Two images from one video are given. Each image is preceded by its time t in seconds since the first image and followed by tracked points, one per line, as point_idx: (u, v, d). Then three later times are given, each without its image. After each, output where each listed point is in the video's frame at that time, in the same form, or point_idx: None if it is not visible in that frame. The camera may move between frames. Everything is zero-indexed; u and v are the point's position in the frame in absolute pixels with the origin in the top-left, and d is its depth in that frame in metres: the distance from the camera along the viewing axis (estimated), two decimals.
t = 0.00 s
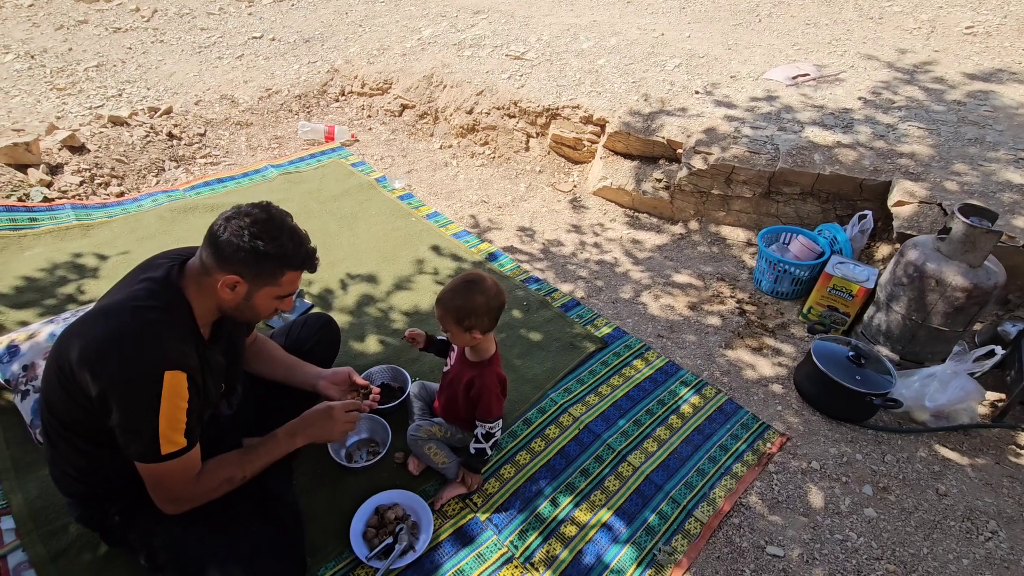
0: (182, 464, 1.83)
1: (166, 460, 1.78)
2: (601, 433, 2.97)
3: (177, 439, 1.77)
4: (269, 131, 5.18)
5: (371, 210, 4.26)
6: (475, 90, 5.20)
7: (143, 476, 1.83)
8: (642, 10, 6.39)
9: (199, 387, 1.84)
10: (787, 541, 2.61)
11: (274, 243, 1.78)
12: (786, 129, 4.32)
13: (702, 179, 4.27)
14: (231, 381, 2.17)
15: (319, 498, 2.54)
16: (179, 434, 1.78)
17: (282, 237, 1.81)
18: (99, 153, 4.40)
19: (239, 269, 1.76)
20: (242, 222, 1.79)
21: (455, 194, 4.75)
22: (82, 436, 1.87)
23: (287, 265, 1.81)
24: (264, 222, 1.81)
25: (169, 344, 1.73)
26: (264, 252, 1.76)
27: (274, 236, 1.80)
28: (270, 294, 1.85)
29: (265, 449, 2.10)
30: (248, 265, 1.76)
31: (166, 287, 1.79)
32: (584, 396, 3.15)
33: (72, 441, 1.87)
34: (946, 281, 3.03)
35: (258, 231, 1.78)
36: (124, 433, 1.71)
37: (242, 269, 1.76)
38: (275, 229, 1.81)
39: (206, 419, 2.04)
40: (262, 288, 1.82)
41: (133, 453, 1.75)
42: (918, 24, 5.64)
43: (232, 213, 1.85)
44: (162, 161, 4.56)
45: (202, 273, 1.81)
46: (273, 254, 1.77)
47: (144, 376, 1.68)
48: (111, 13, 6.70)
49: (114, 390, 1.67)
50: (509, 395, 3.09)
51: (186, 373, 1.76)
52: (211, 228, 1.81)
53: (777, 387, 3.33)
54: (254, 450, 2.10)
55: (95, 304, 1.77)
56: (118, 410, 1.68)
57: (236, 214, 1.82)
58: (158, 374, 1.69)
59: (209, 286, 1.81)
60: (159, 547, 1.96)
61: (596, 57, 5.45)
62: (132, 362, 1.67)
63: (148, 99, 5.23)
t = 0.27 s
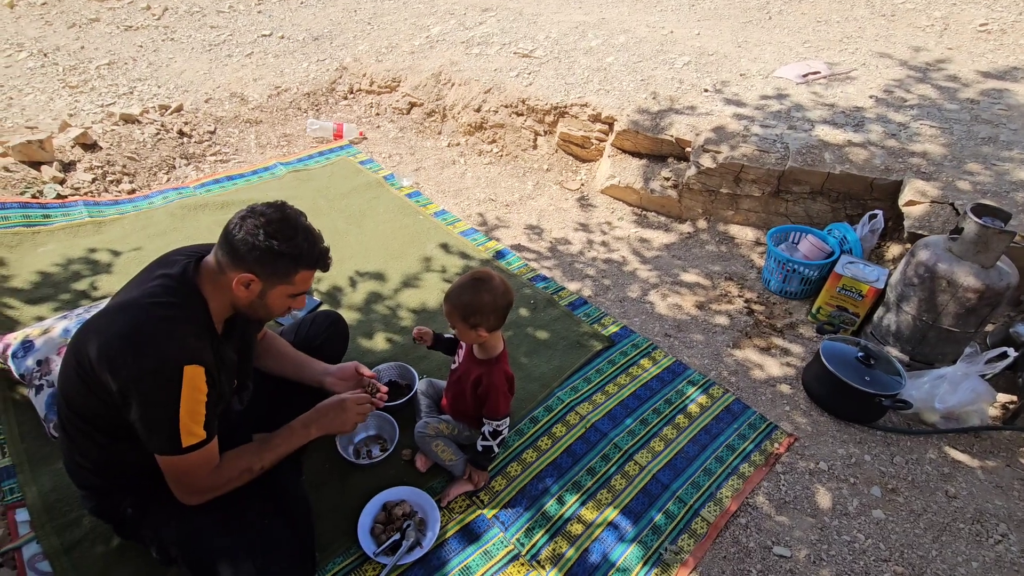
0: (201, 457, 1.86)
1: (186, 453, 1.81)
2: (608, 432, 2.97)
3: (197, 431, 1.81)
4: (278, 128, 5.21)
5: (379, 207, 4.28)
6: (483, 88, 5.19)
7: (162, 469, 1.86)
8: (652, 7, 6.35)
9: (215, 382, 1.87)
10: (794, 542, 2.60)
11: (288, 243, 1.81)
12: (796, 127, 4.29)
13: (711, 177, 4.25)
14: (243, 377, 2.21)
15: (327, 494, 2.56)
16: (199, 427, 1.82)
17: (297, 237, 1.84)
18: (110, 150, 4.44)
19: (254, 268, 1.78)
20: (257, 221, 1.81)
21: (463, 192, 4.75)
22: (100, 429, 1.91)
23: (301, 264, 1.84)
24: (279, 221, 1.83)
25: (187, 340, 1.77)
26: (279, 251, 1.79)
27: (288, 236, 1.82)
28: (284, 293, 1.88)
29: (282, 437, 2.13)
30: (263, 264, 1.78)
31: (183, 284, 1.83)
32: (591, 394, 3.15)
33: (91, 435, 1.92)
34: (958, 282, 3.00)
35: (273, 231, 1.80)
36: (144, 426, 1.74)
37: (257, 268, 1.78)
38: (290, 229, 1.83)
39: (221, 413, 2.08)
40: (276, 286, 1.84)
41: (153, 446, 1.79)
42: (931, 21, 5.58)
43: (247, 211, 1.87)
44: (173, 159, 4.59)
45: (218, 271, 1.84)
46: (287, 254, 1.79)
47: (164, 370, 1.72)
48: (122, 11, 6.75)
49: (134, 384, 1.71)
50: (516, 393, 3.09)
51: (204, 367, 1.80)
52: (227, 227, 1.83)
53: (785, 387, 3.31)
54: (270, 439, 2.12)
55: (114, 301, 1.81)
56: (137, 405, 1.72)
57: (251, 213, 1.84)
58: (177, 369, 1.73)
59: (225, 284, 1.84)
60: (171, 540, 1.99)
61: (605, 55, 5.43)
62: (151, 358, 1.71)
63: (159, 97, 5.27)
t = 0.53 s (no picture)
0: (200, 453, 1.86)
1: (191, 446, 1.82)
2: (613, 431, 2.96)
3: (198, 427, 1.81)
4: (286, 125, 5.21)
5: (385, 204, 4.28)
6: (490, 84, 5.18)
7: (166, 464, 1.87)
8: (660, 4, 6.31)
9: (222, 377, 1.88)
10: (800, 543, 2.59)
11: (296, 237, 1.81)
12: (806, 125, 4.26)
13: (718, 175, 4.22)
14: (250, 373, 2.21)
15: (333, 490, 2.57)
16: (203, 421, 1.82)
17: (304, 231, 1.84)
18: (119, 146, 4.46)
19: (262, 261, 1.79)
20: (265, 215, 1.82)
21: (469, 189, 4.75)
22: (108, 422, 1.93)
23: (308, 258, 1.84)
24: (287, 216, 1.84)
25: (194, 334, 1.78)
26: (287, 245, 1.79)
27: (297, 230, 1.82)
28: (291, 287, 1.88)
29: (280, 444, 2.13)
30: (271, 258, 1.78)
31: (192, 278, 1.85)
32: (596, 393, 3.14)
33: (100, 428, 1.93)
34: (967, 283, 2.97)
35: (281, 226, 1.80)
36: (151, 418, 1.76)
37: (265, 262, 1.79)
38: (298, 223, 1.83)
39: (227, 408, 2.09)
40: (284, 281, 1.84)
41: (158, 440, 1.79)
42: (944, 18, 5.51)
43: (256, 206, 1.87)
44: (181, 154, 4.61)
45: (227, 266, 1.84)
46: (295, 248, 1.79)
47: (171, 364, 1.73)
48: (132, 6, 6.77)
49: (141, 377, 1.72)
50: (521, 391, 3.09)
51: (210, 362, 1.81)
52: (236, 222, 1.84)
53: (792, 387, 3.30)
54: (267, 444, 2.12)
55: (123, 296, 1.82)
56: (145, 398, 1.73)
57: (260, 208, 1.85)
58: (183, 363, 1.74)
59: (234, 278, 1.85)
60: (178, 534, 2.00)
61: (612, 52, 5.40)
62: (159, 352, 1.72)
63: (167, 93, 5.29)
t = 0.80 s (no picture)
0: (217, 442, 1.87)
1: (203, 438, 1.82)
2: (620, 426, 2.95)
3: (214, 416, 1.82)
4: (293, 116, 5.20)
5: (393, 197, 4.26)
6: (498, 77, 5.14)
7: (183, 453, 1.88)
8: None
9: (231, 369, 1.88)
10: (807, 541, 2.57)
11: (304, 230, 1.80)
12: (818, 120, 4.21)
13: (729, 171, 4.18)
14: (258, 365, 2.21)
15: (340, 482, 2.57)
16: (214, 412, 1.82)
17: (312, 225, 1.82)
18: (128, 136, 4.45)
19: (270, 255, 1.78)
20: (274, 209, 1.80)
21: (477, 182, 4.72)
22: (118, 414, 1.93)
23: (316, 252, 1.83)
24: (295, 210, 1.82)
25: (204, 327, 1.77)
26: (295, 238, 1.78)
27: (305, 224, 1.81)
28: (299, 281, 1.87)
29: (296, 423, 2.15)
30: (279, 251, 1.77)
31: (200, 271, 1.84)
32: (604, 388, 3.13)
33: (109, 419, 1.93)
34: (982, 281, 2.93)
35: (289, 220, 1.79)
36: (162, 409, 1.76)
37: (273, 256, 1.78)
38: (305, 217, 1.82)
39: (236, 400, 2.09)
40: (291, 274, 1.83)
41: (171, 431, 1.80)
42: (960, 11, 5.43)
43: (264, 199, 1.86)
44: (189, 145, 4.60)
45: (235, 259, 1.83)
46: (303, 241, 1.78)
47: (181, 356, 1.72)
48: None
49: (151, 370, 1.71)
50: (528, 386, 3.08)
51: (220, 353, 1.80)
52: (244, 215, 1.83)
53: (801, 385, 3.27)
54: (284, 425, 2.14)
55: (131, 288, 1.81)
56: (155, 389, 1.73)
57: (268, 201, 1.83)
58: (194, 354, 1.74)
59: (241, 271, 1.84)
60: (187, 524, 2.01)
61: (622, 44, 5.35)
62: (169, 344, 1.72)
63: (175, 83, 5.27)
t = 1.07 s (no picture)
0: (232, 431, 1.87)
1: (217, 426, 1.82)
2: (630, 420, 2.93)
3: (227, 405, 1.81)
4: (302, 103, 5.15)
5: (402, 186, 4.22)
6: (509, 65, 5.07)
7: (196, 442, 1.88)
8: None
9: (243, 359, 1.86)
10: (818, 539, 2.55)
11: (315, 221, 1.77)
12: (835, 112, 4.13)
13: (743, 164, 4.12)
14: (269, 353, 2.20)
15: (349, 471, 2.56)
16: (228, 401, 1.81)
17: (324, 215, 1.79)
18: (138, 122, 4.43)
19: (281, 245, 1.75)
20: (285, 198, 1.78)
21: (487, 172, 4.68)
22: (130, 401, 1.92)
23: (327, 243, 1.80)
24: (306, 199, 1.79)
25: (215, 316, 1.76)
26: (306, 228, 1.75)
27: (316, 213, 1.78)
28: (310, 271, 1.85)
29: (310, 411, 2.16)
30: (290, 241, 1.74)
31: (212, 259, 1.81)
32: (614, 382, 3.10)
33: (121, 406, 1.92)
34: (1002, 279, 2.88)
35: (300, 209, 1.76)
36: (176, 398, 1.75)
37: (283, 245, 1.75)
38: (317, 207, 1.79)
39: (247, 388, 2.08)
40: (302, 264, 1.81)
41: (186, 419, 1.79)
42: (983, 2, 5.31)
43: (275, 188, 1.83)
44: (198, 131, 4.57)
45: (245, 248, 1.81)
46: (314, 232, 1.76)
47: (194, 345, 1.71)
48: None
49: (164, 358, 1.70)
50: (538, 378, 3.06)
51: (232, 343, 1.79)
52: (255, 203, 1.80)
53: (814, 381, 3.24)
54: (299, 414, 2.16)
55: (142, 275, 1.79)
56: (168, 378, 1.72)
57: (279, 190, 1.80)
58: (206, 344, 1.72)
59: (252, 260, 1.82)
60: (199, 511, 2.01)
61: (635, 33, 5.27)
62: (182, 333, 1.70)
63: (184, 69, 5.23)
